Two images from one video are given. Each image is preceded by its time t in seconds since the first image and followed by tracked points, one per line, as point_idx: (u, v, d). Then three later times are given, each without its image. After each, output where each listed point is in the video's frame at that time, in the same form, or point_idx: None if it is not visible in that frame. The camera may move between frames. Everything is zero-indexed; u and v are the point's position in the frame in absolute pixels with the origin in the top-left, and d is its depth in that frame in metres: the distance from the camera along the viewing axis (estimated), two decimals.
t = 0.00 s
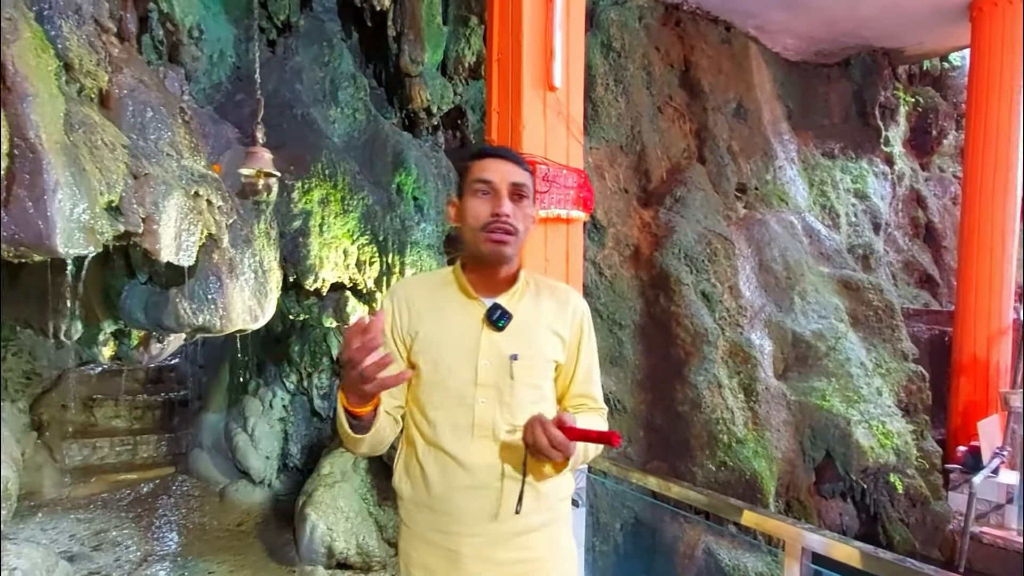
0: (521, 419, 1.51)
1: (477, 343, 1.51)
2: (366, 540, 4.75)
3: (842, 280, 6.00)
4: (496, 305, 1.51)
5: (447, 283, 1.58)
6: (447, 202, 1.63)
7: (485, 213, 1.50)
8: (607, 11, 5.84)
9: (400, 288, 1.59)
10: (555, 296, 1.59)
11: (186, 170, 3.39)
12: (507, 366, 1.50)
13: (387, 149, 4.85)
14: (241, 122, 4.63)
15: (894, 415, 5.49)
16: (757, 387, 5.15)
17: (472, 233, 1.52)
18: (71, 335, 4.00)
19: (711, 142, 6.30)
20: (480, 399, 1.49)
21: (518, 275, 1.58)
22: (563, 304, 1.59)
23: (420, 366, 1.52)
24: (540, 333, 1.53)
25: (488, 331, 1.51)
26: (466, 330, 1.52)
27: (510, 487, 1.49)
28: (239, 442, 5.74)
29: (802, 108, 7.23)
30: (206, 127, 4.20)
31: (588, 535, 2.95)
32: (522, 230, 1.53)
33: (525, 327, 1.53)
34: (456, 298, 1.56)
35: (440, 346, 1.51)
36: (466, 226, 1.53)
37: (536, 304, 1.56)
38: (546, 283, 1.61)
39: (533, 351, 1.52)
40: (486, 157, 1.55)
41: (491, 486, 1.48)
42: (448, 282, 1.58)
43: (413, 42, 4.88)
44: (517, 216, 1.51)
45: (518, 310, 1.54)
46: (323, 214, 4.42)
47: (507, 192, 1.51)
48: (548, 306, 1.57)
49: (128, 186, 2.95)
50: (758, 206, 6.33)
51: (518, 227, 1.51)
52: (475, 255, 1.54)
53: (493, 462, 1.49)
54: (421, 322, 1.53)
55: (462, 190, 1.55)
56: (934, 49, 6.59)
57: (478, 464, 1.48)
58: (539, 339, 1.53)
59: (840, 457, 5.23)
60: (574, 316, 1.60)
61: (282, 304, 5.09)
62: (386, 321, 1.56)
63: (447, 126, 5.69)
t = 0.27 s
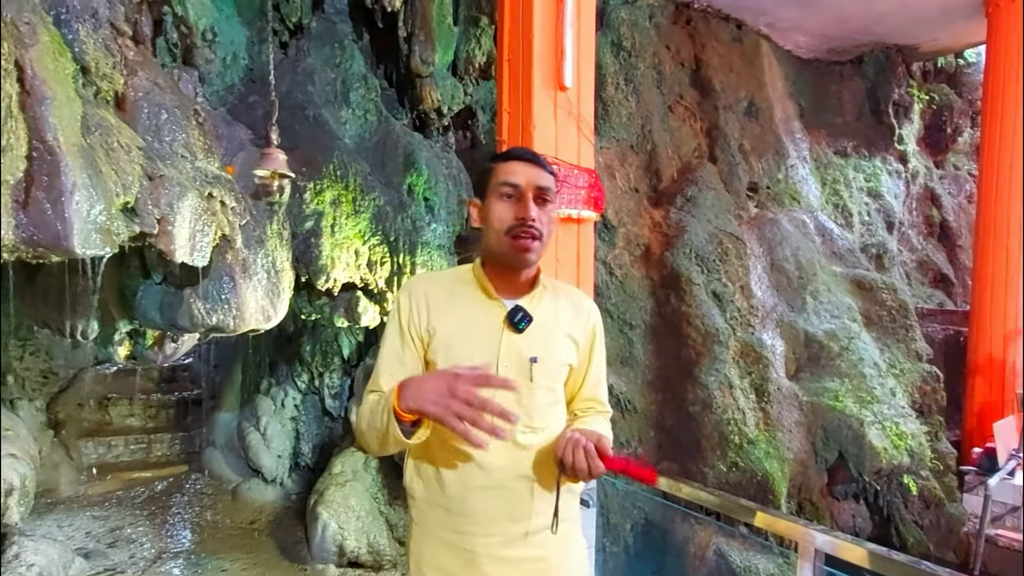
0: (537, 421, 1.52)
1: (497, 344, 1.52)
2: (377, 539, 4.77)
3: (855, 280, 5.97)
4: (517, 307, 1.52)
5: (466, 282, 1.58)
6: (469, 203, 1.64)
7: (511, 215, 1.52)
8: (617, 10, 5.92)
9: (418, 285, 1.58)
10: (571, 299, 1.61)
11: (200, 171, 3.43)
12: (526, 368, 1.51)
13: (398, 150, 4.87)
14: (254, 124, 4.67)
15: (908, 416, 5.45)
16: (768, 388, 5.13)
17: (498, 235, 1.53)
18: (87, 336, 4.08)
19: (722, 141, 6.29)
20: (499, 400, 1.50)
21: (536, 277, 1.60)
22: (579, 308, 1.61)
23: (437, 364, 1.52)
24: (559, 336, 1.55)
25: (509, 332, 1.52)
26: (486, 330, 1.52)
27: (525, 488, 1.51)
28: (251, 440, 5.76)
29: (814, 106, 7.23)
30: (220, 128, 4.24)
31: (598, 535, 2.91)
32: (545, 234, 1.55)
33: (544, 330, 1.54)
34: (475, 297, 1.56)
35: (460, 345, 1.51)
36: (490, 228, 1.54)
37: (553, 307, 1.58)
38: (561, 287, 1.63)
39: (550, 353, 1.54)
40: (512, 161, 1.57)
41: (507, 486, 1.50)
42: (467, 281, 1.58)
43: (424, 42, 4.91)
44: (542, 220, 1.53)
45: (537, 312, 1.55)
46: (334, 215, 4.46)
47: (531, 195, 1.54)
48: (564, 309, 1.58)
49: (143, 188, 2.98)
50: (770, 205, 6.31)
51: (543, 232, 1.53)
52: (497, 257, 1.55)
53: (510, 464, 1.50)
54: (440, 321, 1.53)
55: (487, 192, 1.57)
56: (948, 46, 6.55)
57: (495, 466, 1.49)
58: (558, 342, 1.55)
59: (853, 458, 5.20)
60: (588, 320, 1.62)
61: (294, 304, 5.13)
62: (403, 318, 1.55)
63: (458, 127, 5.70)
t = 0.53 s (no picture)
0: (547, 422, 1.53)
1: (507, 344, 1.52)
2: (385, 539, 4.79)
3: (865, 280, 5.95)
4: (526, 307, 1.52)
5: (475, 282, 1.59)
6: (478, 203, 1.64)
7: (518, 215, 1.51)
8: (624, 10, 5.92)
9: (426, 285, 1.59)
10: (579, 300, 1.62)
11: (210, 173, 3.45)
12: (535, 368, 1.52)
13: (405, 151, 4.89)
14: (264, 125, 4.71)
15: (918, 416, 5.43)
16: (777, 388, 5.12)
17: (506, 235, 1.53)
18: (98, 336, 4.15)
19: (729, 140, 6.28)
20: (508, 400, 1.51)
21: (545, 277, 1.60)
22: (587, 309, 1.62)
23: (447, 364, 1.53)
24: (567, 337, 1.56)
25: (518, 333, 1.53)
26: (496, 330, 1.53)
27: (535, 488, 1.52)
28: (261, 439, 5.76)
29: (824, 105, 7.24)
30: (230, 129, 4.26)
31: (607, 537, 2.97)
32: (554, 234, 1.54)
33: (553, 331, 1.55)
34: (484, 298, 1.56)
35: (470, 346, 1.52)
36: (498, 228, 1.54)
37: (562, 307, 1.59)
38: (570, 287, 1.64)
39: (560, 353, 1.55)
40: (520, 160, 1.57)
41: (518, 486, 1.51)
42: (475, 282, 1.59)
43: (431, 43, 4.89)
44: (551, 219, 1.53)
45: (545, 312, 1.56)
46: (342, 215, 4.48)
47: (539, 195, 1.53)
48: (573, 309, 1.60)
49: (154, 189, 3.01)
50: (778, 204, 6.30)
51: (552, 231, 1.53)
52: (505, 256, 1.55)
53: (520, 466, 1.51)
54: (449, 320, 1.53)
55: (496, 192, 1.57)
56: (959, 44, 6.51)
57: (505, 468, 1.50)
58: (566, 342, 1.56)
59: (863, 459, 5.20)
60: (597, 320, 1.63)
61: (303, 304, 5.17)
62: (412, 318, 1.56)
63: (464, 127, 5.71)
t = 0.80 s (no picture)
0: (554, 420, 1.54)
1: (511, 342, 1.54)
2: (394, 538, 4.80)
3: (875, 280, 5.93)
4: (528, 305, 1.53)
5: (480, 283, 1.60)
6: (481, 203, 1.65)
7: (518, 214, 1.52)
8: (632, 9, 5.86)
9: (432, 287, 1.60)
10: (585, 296, 1.62)
11: (221, 174, 3.47)
12: (541, 366, 1.53)
13: (414, 151, 4.91)
14: (274, 126, 4.73)
15: (929, 417, 5.40)
16: (786, 388, 5.11)
17: (506, 234, 1.53)
18: (111, 335, 4.19)
19: (738, 140, 6.27)
20: (514, 398, 1.52)
21: (549, 275, 1.61)
22: (594, 305, 1.62)
23: (454, 365, 1.55)
24: (573, 334, 1.57)
25: (522, 331, 1.54)
26: (500, 330, 1.54)
27: (544, 486, 1.53)
28: (270, 438, 5.83)
29: (833, 104, 7.20)
30: (240, 131, 4.28)
31: (615, 536, 2.92)
32: (555, 231, 1.54)
33: (558, 328, 1.56)
34: (489, 298, 1.58)
35: (475, 346, 1.54)
36: (499, 227, 1.54)
37: (567, 303, 1.59)
38: (576, 284, 1.64)
39: (566, 350, 1.55)
40: (518, 159, 1.57)
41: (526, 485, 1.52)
42: (480, 282, 1.60)
43: (439, 44, 4.91)
44: (551, 217, 1.53)
45: (550, 310, 1.57)
46: (351, 216, 4.50)
47: (538, 193, 1.53)
48: (579, 306, 1.60)
49: (166, 190, 3.04)
50: (787, 204, 6.27)
51: (552, 228, 1.53)
52: (507, 256, 1.56)
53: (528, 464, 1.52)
54: (454, 321, 1.55)
55: (495, 192, 1.57)
56: (970, 41, 6.48)
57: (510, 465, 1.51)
58: (571, 339, 1.56)
59: (873, 460, 5.20)
60: (605, 316, 1.62)
61: (312, 304, 5.19)
62: (419, 320, 1.58)
63: (473, 128, 5.76)
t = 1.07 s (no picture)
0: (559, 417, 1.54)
1: (512, 341, 1.55)
2: (404, 537, 4.82)
3: (887, 279, 5.90)
4: (526, 303, 1.54)
5: (484, 285, 1.62)
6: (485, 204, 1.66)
7: (517, 215, 1.52)
8: (642, 8, 5.91)
9: (439, 290, 1.64)
10: (591, 292, 1.60)
11: (233, 175, 3.50)
12: (543, 363, 1.53)
13: (424, 152, 4.94)
14: (284, 128, 4.76)
15: (942, 419, 5.37)
16: (797, 389, 5.10)
17: (505, 235, 1.54)
18: (125, 336, 4.26)
19: (748, 139, 6.26)
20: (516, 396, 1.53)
21: (551, 272, 1.61)
22: (600, 300, 1.60)
23: (459, 366, 1.58)
24: (576, 330, 1.55)
25: (522, 329, 1.55)
26: (501, 329, 1.56)
27: (552, 483, 1.52)
28: (281, 438, 5.81)
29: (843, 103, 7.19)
30: (252, 133, 4.30)
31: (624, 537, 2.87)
32: (555, 229, 1.54)
33: (560, 325, 1.55)
34: (492, 299, 1.60)
35: (477, 347, 1.56)
36: (500, 229, 1.55)
37: (571, 300, 1.58)
38: (583, 279, 1.62)
39: (569, 347, 1.54)
40: (518, 161, 1.56)
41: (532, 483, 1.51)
42: (485, 284, 1.62)
43: (449, 45, 4.93)
44: (549, 216, 1.52)
45: (551, 308, 1.57)
46: (362, 217, 4.52)
47: (536, 193, 1.53)
48: (584, 302, 1.58)
49: (180, 192, 3.06)
50: (798, 203, 6.25)
51: (552, 228, 1.53)
52: (508, 257, 1.57)
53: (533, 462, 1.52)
54: (459, 324, 1.59)
55: (495, 194, 1.57)
56: (983, 39, 6.43)
57: (508, 458, 1.52)
58: (575, 335, 1.55)
59: (885, 462, 5.17)
60: (612, 310, 1.60)
61: (322, 304, 5.22)
62: (427, 324, 1.63)
63: (482, 129, 5.75)
